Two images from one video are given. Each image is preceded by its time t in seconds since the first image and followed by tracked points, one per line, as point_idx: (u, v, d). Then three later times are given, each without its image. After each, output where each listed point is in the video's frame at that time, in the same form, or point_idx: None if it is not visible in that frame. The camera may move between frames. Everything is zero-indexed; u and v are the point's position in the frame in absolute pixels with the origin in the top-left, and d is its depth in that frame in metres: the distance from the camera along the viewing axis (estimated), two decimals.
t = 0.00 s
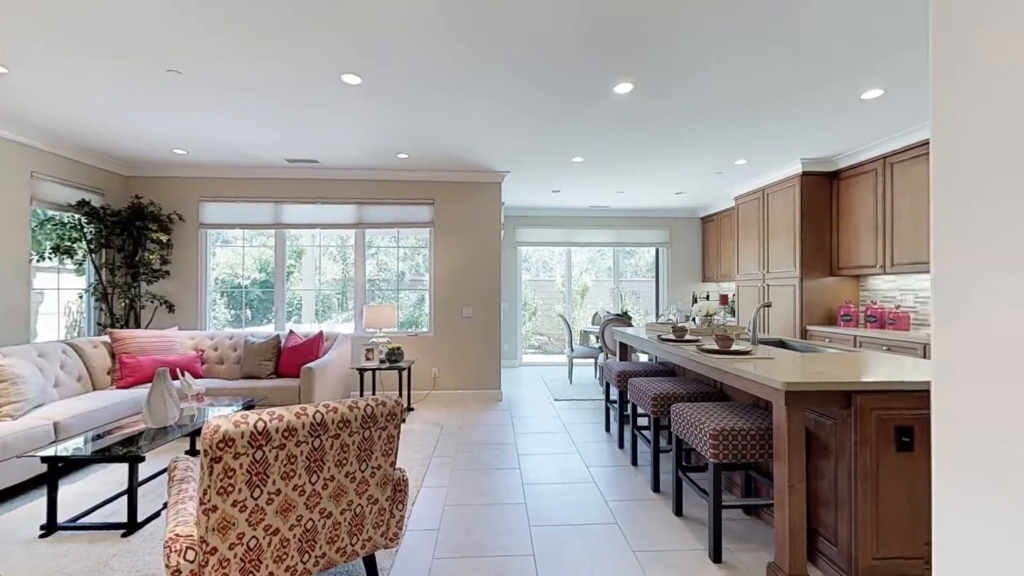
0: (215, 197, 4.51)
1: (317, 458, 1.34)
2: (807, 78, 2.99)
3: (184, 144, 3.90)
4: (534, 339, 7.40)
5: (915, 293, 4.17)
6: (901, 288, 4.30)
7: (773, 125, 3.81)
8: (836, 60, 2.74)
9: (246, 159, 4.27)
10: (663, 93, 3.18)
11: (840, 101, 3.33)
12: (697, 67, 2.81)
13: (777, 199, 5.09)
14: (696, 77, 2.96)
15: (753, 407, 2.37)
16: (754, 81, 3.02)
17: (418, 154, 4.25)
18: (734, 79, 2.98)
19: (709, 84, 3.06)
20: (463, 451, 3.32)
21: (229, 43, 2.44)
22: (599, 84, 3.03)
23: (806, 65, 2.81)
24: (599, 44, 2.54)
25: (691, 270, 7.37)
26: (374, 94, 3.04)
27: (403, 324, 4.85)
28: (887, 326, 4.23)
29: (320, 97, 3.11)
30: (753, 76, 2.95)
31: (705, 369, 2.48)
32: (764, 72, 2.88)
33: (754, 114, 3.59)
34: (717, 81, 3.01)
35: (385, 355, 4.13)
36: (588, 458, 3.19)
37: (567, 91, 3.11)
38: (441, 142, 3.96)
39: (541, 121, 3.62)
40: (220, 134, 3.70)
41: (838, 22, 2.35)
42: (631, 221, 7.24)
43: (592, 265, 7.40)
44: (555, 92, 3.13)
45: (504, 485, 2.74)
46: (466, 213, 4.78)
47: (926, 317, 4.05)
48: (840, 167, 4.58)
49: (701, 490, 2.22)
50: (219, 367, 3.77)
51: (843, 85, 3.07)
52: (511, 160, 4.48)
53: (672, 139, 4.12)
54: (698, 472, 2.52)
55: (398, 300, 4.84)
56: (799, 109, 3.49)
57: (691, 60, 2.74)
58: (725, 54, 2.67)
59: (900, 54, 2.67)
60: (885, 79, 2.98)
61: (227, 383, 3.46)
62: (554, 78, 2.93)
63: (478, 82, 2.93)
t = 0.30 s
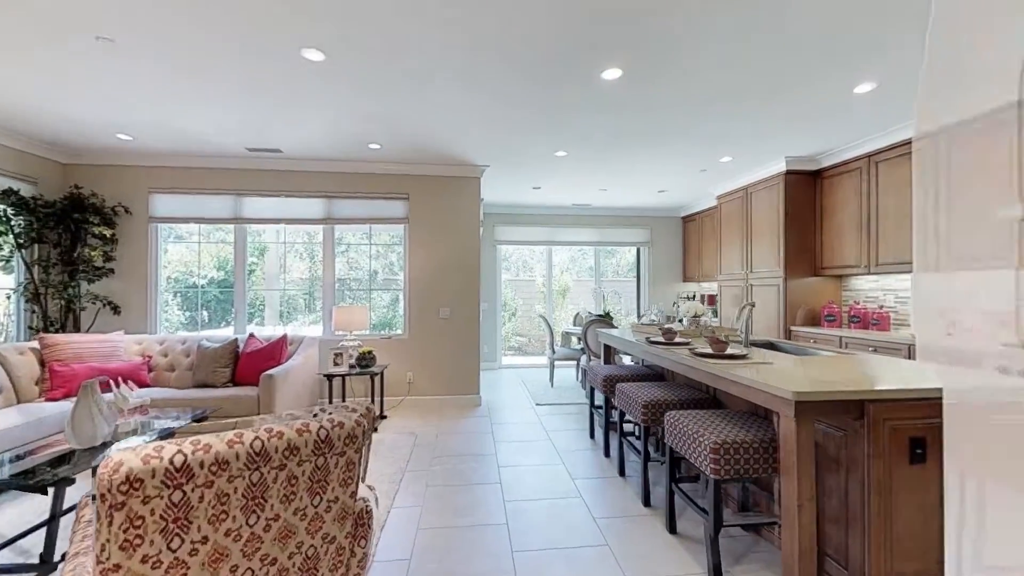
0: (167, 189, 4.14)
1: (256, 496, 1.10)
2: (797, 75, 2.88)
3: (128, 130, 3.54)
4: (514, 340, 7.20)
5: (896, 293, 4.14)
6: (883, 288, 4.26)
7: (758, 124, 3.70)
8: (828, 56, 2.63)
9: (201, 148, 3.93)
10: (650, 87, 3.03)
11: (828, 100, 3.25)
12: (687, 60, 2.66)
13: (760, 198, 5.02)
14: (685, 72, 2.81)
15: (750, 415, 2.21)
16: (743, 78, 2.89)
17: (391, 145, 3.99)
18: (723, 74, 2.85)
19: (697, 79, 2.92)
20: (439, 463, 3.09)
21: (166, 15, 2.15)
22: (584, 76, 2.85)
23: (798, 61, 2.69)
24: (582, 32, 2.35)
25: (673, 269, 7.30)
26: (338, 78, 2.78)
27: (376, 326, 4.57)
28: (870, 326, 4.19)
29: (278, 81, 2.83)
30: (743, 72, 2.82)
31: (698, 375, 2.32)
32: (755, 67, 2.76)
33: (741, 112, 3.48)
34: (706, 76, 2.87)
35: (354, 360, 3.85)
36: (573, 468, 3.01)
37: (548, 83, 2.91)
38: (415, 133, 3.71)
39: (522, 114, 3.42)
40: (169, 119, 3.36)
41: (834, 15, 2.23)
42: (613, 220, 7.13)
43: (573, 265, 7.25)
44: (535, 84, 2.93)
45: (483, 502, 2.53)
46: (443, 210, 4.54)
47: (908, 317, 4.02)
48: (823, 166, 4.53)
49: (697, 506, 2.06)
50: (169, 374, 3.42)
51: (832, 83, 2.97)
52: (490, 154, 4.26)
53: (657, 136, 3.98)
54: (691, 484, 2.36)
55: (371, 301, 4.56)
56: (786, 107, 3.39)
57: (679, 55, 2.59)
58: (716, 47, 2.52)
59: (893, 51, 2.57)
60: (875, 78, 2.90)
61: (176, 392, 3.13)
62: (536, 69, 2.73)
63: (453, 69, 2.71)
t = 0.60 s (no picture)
0: (61, 165, 3.39)
1: None
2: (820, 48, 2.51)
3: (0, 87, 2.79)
4: (484, 343, 6.67)
5: (894, 293, 3.89)
6: (880, 288, 4.01)
7: (761, 108, 3.35)
8: (860, 22, 2.27)
9: (104, 115, 3.21)
10: (652, 57, 2.60)
11: (843, 80, 2.91)
12: (701, 20, 2.24)
13: (749, 192, 4.71)
14: (696, 36, 2.39)
15: (784, 442, 1.80)
16: (760, 47, 2.50)
17: (344, 121, 3.40)
18: (739, 43, 2.45)
19: (709, 48, 2.50)
20: (399, 500, 2.55)
21: None
22: (577, 37, 2.38)
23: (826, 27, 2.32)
24: None
25: (651, 269, 6.98)
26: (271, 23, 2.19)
27: (333, 333, 3.95)
28: (868, 329, 3.93)
29: (192, 24, 2.21)
30: (761, 40, 2.43)
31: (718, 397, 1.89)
32: (776, 34, 2.37)
33: (745, 94, 3.11)
34: (719, 44, 2.46)
35: (298, 373, 3.23)
36: (562, 504, 2.54)
37: (535, 42, 2.42)
38: (373, 106, 3.14)
39: (501, 86, 2.92)
40: (54, 74, 2.66)
41: None
42: (590, 216, 6.74)
43: (548, 263, 6.80)
44: (519, 44, 2.43)
45: (458, 557, 2.02)
46: (406, 199, 3.98)
47: (908, 320, 3.77)
48: (817, 158, 4.24)
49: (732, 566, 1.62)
50: (54, 397, 2.71)
51: (854, 59, 2.63)
52: (461, 135, 3.73)
53: (648, 119, 3.57)
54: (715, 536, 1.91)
55: (321, 303, 3.94)
56: (795, 88, 3.04)
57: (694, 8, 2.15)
58: (739, 2, 2.11)
59: (932, 19, 2.24)
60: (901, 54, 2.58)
61: (57, 421, 2.44)
62: (521, 22, 2.24)
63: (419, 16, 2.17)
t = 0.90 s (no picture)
0: None
1: None
2: (827, 40, 2.31)
3: None
4: (449, 346, 6.25)
5: (874, 294, 3.81)
6: (859, 288, 3.92)
7: (751, 104, 3.15)
8: (876, 11, 2.07)
9: None
10: (648, 39, 2.31)
11: (840, 77, 2.74)
12: None
13: (727, 188, 4.56)
14: (701, 16, 2.12)
15: (813, 468, 1.56)
16: (767, 35, 2.27)
17: (291, 95, 2.93)
18: (745, 28, 2.20)
19: (711, 33, 2.25)
20: (352, 540, 2.14)
21: None
22: (568, 10, 2.07)
23: (834, 15, 2.10)
24: None
25: (623, 268, 6.79)
26: None
27: (280, 339, 3.44)
28: (849, 330, 3.82)
29: None
30: (769, 26, 2.19)
31: (736, 415, 1.63)
32: (787, 19, 2.13)
33: (738, 88, 2.89)
34: (723, 28, 2.21)
35: (232, 388, 2.72)
36: (544, 534, 2.22)
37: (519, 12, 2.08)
38: (325, 79, 2.69)
39: (476, 64, 2.55)
40: None
41: None
42: (561, 213, 6.46)
43: (517, 261, 6.47)
44: (500, 13, 2.08)
45: None
46: (364, 188, 3.54)
47: (889, 320, 3.70)
48: (798, 154, 4.13)
49: None
50: None
51: (858, 53, 2.45)
52: (427, 118, 3.33)
53: (633, 113, 3.30)
54: None
55: (263, 305, 3.42)
56: (790, 84, 2.85)
57: None
58: None
59: (949, 11, 2.06)
60: (906, 50, 2.42)
61: None
62: None
63: None
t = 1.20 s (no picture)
0: None
1: None
2: (785, 48, 2.39)
3: None
4: (410, 347, 6.06)
5: (821, 293, 4.01)
6: (808, 288, 4.11)
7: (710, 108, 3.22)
8: (830, 22, 2.16)
9: None
10: (617, 38, 2.29)
11: (793, 85, 2.84)
12: None
13: (686, 191, 4.68)
14: (668, 18, 2.13)
15: (779, 465, 1.57)
16: (719, 40, 2.30)
17: (239, 79, 2.71)
18: (707, 32, 2.23)
19: (675, 35, 2.26)
20: (304, 559, 1.99)
21: None
22: (534, 4, 2.01)
23: (790, 24, 2.17)
24: None
25: (585, 268, 6.85)
26: None
27: (225, 343, 3.19)
28: (799, 328, 4.00)
29: None
30: (724, 31, 2.22)
31: (706, 415, 1.62)
32: (741, 24, 2.17)
33: (698, 92, 2.95)
34: (687, 31, 2.23)
35: (168, 398, 2.49)
36: (512, 541, 2.15)
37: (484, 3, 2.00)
38: (275, 63, 2.51)
39: (441, 56, 2.45)
40: None
41: None
42: (525, 212, 6.43)
43: (480, 261, 6.37)
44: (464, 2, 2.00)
45: None
46: (320, 181, 3.35)
47: (835, 319, 3.90)
48: (753, 159, 4.29)
49: None
50: None
51: (812, 63, 2.55)
52: (387, 111, 3.19)
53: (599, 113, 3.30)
54: None
55: (205, 306, 3.16)
56: (747, 91, 2.94)
57: None
58: None
59: (893, 25, 2.18)
60: (855, 63, 2.55)
61: None
62: None
63: None
